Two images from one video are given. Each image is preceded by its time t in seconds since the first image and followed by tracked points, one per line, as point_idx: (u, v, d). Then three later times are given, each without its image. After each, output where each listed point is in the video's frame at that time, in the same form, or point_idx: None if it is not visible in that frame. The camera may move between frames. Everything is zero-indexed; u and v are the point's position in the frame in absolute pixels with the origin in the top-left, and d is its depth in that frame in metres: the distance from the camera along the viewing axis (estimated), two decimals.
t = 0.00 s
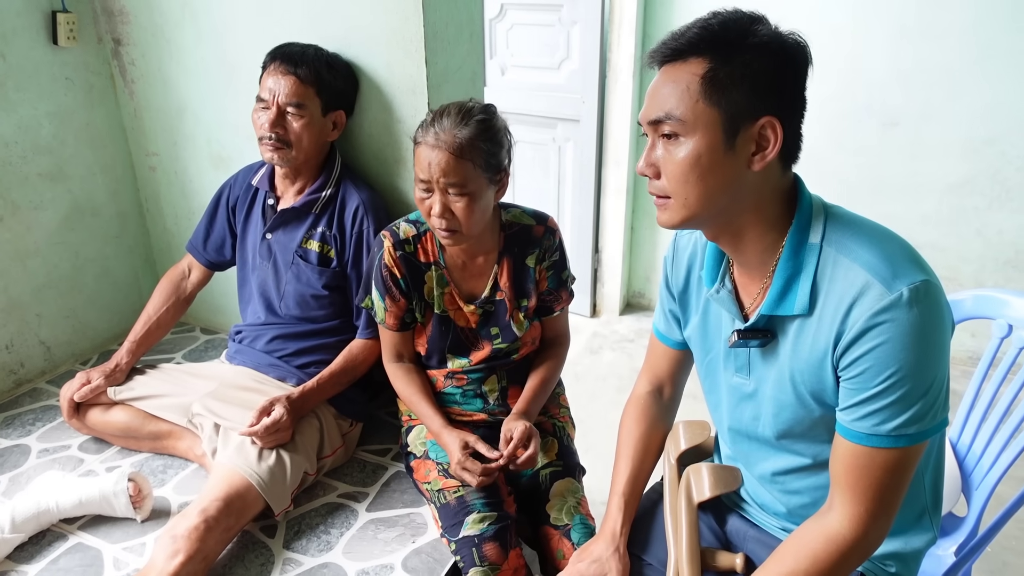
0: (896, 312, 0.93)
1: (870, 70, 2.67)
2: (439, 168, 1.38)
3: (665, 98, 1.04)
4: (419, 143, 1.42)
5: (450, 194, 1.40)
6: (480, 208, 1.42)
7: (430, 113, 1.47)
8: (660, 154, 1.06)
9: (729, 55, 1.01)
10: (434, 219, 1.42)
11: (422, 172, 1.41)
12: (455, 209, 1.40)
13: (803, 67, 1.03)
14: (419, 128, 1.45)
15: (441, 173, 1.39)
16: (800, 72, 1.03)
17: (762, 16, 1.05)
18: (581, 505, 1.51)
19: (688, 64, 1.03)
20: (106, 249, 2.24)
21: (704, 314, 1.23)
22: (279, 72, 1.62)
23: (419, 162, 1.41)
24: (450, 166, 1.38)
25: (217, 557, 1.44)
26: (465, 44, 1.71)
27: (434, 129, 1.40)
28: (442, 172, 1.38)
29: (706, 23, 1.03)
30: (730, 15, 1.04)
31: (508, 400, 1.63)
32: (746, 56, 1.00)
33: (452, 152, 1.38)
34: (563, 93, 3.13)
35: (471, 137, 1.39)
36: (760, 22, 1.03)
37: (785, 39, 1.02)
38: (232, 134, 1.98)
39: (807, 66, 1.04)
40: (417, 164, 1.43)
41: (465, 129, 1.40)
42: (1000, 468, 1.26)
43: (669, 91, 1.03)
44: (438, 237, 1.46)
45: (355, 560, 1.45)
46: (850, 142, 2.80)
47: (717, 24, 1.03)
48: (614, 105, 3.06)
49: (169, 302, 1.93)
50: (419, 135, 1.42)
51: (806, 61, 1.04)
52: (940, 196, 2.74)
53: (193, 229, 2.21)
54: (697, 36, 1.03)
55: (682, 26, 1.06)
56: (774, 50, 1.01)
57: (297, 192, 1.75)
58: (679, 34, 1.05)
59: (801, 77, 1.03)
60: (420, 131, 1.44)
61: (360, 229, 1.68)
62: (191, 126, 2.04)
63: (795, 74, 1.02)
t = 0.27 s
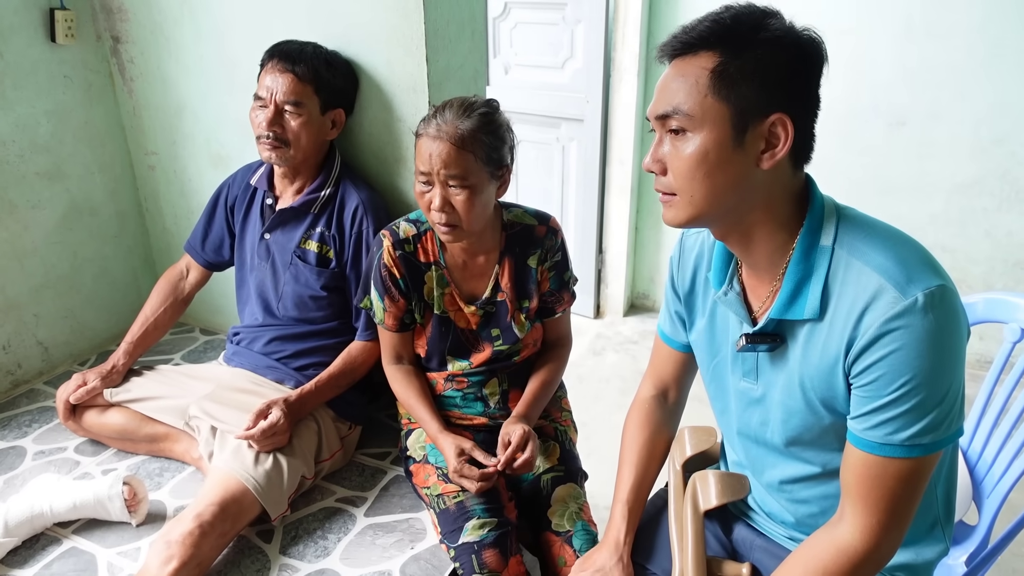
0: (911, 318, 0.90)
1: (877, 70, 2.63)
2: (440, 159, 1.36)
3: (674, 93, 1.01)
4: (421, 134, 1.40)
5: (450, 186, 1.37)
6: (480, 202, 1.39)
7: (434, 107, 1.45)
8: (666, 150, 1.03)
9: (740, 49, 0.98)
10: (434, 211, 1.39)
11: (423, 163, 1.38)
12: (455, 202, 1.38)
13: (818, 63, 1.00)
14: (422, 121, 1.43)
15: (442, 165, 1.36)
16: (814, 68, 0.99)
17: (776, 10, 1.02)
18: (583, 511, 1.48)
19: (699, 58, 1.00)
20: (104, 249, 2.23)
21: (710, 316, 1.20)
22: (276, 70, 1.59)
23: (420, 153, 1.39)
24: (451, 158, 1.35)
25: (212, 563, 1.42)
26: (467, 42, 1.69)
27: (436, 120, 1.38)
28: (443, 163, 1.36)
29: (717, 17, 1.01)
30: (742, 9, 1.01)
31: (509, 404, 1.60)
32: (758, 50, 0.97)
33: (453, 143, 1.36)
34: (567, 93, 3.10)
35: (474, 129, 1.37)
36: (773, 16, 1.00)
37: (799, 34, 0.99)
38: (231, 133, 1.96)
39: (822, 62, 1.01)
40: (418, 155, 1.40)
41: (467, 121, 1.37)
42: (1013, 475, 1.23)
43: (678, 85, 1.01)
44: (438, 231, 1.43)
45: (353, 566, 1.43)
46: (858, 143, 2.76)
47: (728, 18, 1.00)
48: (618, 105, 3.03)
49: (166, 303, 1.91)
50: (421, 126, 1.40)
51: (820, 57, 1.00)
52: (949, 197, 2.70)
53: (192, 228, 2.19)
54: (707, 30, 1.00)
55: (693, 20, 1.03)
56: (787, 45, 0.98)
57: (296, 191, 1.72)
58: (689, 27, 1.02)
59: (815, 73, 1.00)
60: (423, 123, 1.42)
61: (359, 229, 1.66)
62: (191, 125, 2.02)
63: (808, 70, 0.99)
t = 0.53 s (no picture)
0: (921, 327, 0.88)
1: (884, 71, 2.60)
2: (439, 160, 1.33)
3: (676, 96, 0.98)
4: (420, 135, 1.37)
5: (449, 188, 1.35)
6: (481, 204, 1.37)
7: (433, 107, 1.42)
8: (671, 154, 1.00)
9: (744, 50, 0.95)
10: (433, 213, 1.37)
11: (422, 164, 1.36)
12: (455, 204, 1.35)
13: (825, 61, 0.97)
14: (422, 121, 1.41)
15: (441, 167, 1.33)
16: (820, 67, 0.96)
17: (780, 8, 0.99)
18: (583, 518, 1.45)
19: (701, 59, 0.97)
20: (103, 248, 2.21)
21: (713, 321, 1.17)
22: (275, 69, 1.57)
23: (419, 154, 1.36)
24: (451, 159, 1.33)
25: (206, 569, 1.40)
26: (468, 41, 1.66)
27: (435, 121, 1.35)
28: (442, 165, 1.33)
29: (719, 16, 0.98)
30: (745, 8, 0.98)
31: (509, 409, 1.58)
32: (762, 50, 0.95)
33: (453, 145, 1.33)
34: (572, 92, 3.07)
35: (473, 130, 1.34)
36: (777, 14, 0.97)
37: (804, 33, 0.96)
38: (230, 133, 1.94)
39: (829, 61, 0.98)
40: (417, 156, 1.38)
41: (467, 121, 1.34)
42: None
43: (681, 88, 0.98)
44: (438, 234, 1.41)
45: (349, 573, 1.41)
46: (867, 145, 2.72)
47: (731, 17, 0.97)
48: (623, 105, 3.00)
49: (164, 304, 1.89)
50: (420, 127, 1.37)
51: (827, 55, 0.97)
52: (958, 199, 2.66)
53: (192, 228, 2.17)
54: (709, 31, 0.97)
55: (695, 20, 1.00)
56: (792, 44, 0.95)
57: (295, 191, 1.70)
58: (691, 28, 0.99)
59: (822, 73, 0.97)
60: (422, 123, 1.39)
61: (358, 230, 1.63)
62: (190, 124, 2.00)
63: (815, 70, 0.96)
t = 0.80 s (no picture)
0: (939, 343, 0.84)
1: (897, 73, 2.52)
2: (445, 176, 1.31)
3: (685, 104, 0.96)
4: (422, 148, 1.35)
5: (455, 203, 1.33)
6: (489, 215, 1.35)
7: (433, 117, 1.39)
8: (679, 164, 0.98)
9: (753, 57, 0.92)
10: (440, 228, 1.35)
11: (426, 179, 1.33)
12: (462, 217, 1.33)
13: (839, 68, 0.94)
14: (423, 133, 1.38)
15: (446, 181, 1.31)
16: (834, 73, 0.93)
17: (792, 13, 0.96)
18: (589, 530, 1.43)
19: (710, 67, 0.94)
20: (110, 250, 2.21)
21: (722, 332, 1.14)
22: (281, 72, 1.56)
23: (422, 168, 1.34)
24: (456, 173, 1.31)
25: None
26: (476, 43, 1.64)
27: (438, 134, 1.33)
28: (448, 180, 1.31)
29: (728, 23, 0.95)
30: (755, 13, 0.95)
31: (515, 417, 1.56)
32: (773, 57, 0.92)
33: (457, 158, 1.31)
34: (583, 94, 3.04)
35: (477, 141, 1.32)
36: (788, 20, 0.94)
37: (817, 38, 0.93)
38: (237, 135, 1.92)
39: (843, 67, 0.95)
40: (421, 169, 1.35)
41: (469, 132, 1.32)
42: None
43: (690, 97, 0.95)
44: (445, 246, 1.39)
45: None
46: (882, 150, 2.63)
47: (740, 24, 0.95)
48: (634, 107, 2.96)
49: (169, 307, 1.88)
50: (422, 141, 1.35)
51: (841, 61, 0.94)
52: (975, 206, 2.57)
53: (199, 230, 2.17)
54: (718, 38, 0.95)
55: (703, 27, 0.98)
56: (803, 50, 0.92)
57: (300, 195, 1.69)
58: (699, 35, 0.97)
59: (836, 79, 0.94)
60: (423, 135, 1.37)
61: (363, 235, 1.61)
62: (197, 127, 1.99)
63: (829, 76, 0.93)
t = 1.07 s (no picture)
0: (973, 361, 0.80)
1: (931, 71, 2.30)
2: (464, 168, 1.28)
3: (708, 109, 0.92)
4: (443, 141, 1.32)
5: (473, 196, 1.30)
6: (507, 213, 1.32)
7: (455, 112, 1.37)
8: (701, 170, 0.94)
9: (780, 60, 0.89)
10: (456, 222, 1.32)
11: (445, 171, 1.30)
12: (479, 213, 1.30)
13: (870, 72, 0.90)
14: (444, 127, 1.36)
15: (465, 175, 1.28)
16: (865, 77, 0.89)
17: (822, 14, 0.92)
18: (604, 542, 1.40)
19: (734, 70, 0.91)
20: (129, 247, 2.21)
21: (744, 343, 1.10)
22: (297, 70, 1.54)
23: (441, 160, 1.31)
24: (475, 167, 1.28)
25: None
26: (496, 43, 1.61)
27: (459, 127, 1.30)
28: (467, 173, 1.28)
29: (754, 24, 0.91)
30: (783, 14, 0.92)
31: (530, 424, 1.53)
32: (801, 59, 0.88)
33: (477, 152, 1.28)
34: (604, 94, 3.00)
35: (498, 136, 1.29)
36: (818, 21, 0.90)
37: (848, 40, 0.88)
38: (256, 134, 1.92)
39: (875, 70, 0.90)
40: (440, 162, 1.32)
41: (491, 127, 1.29)
42: None
43: (713, 101, 0.92)
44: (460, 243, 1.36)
45: None
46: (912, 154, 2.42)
47: (767, 25, 0.91)
48: (657, 108, 2.92)
49: (185, 306, 1.88)
50: (442, 134, 1.32)
51: (873, 64, 0.90)
52: (1008, 212, 2.34)
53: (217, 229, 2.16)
54: (743, 40, 0.91)
55: (728, 28, 0.94)
56: (833, 52, 0.88)
57: (316, 195, 1.67)
58: (724, 37, 0.93)
59: (867, 83, 0.89)
60: (445, 129, 1.34)
61: (379, 236, 1.59)
62: (216, 125, 1.98)
63: (859, 80, 0.89)
